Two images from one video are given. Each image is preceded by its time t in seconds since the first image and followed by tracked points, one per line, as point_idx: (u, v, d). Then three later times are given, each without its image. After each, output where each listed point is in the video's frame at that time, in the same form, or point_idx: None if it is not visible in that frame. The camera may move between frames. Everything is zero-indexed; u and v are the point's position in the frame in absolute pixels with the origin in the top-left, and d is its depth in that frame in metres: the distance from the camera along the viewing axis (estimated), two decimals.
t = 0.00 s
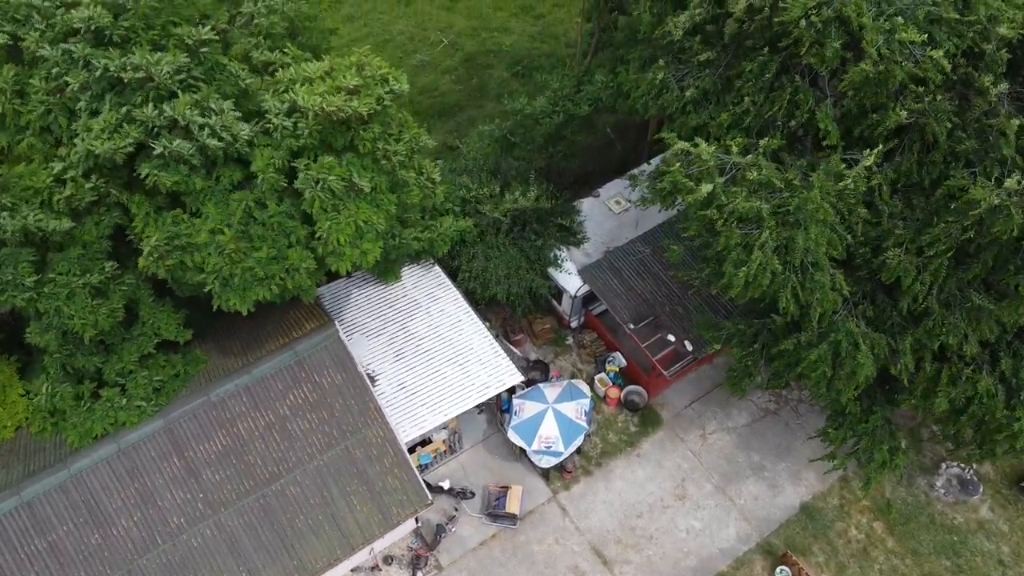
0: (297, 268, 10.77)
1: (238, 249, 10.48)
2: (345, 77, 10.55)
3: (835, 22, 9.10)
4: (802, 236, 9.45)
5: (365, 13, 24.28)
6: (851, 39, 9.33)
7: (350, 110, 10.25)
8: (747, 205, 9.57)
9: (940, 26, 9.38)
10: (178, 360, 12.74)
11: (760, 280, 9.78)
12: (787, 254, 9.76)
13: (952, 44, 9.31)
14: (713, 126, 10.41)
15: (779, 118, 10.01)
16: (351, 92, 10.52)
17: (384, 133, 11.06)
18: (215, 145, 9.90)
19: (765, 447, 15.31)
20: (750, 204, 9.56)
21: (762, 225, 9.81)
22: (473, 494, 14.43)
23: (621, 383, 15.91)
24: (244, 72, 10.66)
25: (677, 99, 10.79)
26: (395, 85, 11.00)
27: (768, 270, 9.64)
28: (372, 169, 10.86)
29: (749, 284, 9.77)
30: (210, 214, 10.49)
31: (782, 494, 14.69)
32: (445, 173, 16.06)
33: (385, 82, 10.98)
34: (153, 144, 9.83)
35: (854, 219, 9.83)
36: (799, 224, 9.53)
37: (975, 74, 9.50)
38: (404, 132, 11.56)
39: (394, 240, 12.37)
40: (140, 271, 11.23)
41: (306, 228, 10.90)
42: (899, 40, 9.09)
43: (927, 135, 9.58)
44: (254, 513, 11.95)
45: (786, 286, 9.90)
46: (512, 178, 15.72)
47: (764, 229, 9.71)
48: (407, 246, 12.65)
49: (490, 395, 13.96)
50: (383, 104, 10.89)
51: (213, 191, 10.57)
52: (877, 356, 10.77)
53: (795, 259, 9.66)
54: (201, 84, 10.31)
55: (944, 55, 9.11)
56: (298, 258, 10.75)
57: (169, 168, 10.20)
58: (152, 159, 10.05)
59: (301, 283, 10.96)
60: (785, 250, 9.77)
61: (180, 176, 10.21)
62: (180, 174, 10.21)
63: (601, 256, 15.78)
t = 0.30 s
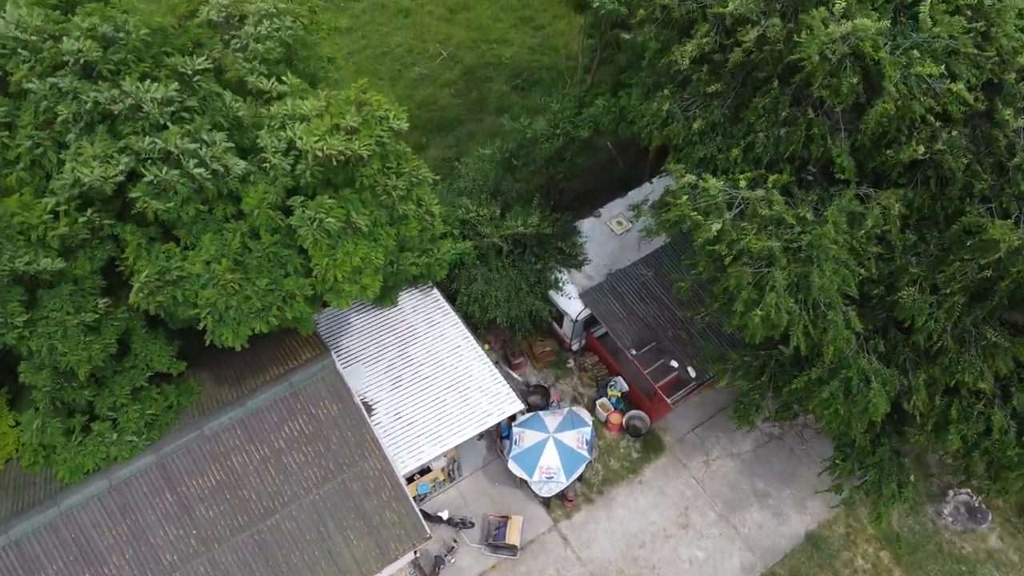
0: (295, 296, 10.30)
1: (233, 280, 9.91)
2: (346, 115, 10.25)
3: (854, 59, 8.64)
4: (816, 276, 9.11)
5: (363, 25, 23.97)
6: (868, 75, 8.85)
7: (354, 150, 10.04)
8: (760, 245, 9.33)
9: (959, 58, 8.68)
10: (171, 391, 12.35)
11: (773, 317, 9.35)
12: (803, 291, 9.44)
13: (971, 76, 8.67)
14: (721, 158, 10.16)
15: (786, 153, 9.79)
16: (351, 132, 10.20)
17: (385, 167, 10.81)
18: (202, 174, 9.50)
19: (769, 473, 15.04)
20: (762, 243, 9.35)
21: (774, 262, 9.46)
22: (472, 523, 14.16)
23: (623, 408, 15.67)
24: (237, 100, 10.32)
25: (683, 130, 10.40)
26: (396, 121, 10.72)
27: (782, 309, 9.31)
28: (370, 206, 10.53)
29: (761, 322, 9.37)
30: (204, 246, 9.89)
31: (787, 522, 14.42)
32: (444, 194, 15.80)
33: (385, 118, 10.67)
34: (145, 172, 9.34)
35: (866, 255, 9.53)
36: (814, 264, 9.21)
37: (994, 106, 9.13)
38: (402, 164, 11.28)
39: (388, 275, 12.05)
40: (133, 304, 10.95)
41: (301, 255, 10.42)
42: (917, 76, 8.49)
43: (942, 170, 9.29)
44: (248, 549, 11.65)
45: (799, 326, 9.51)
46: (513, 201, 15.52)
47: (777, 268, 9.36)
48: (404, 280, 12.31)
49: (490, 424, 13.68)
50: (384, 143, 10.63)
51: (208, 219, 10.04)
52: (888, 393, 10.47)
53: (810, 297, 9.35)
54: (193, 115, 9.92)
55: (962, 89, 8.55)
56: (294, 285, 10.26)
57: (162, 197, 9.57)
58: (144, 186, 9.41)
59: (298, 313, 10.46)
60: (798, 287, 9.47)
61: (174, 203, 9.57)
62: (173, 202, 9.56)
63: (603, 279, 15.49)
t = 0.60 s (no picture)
0: (290, 331, 9.71)
1: (226, 320, 9.38)
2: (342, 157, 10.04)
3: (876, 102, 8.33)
4: (835, 324, 8.84)
5: (361, 37, 23.61)
6: (888, 113, 8.50)
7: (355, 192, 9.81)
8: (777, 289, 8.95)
9: (984, 98, 8.23)
10: (162, 429, 11.88)
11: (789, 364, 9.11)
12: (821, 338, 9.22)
13: (996, 114, 8.20)
14: (732, 196, 9.90)
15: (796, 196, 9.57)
16: (347, 173, 9.97)
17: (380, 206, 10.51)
18: (190, 206, 9.01)
19: (776, 505, 14.69)
20: (779, 288, 9.03)
21: (789, 307, 9.23)
22: (472, 559, 13.79)
23: (626, 438, 15.33)
24: (226, 132, 9.79)
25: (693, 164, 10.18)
26: (392, 167, 10.64)
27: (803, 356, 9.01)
28: (371, 245, 10.28)
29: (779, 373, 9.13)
30: (193, 286, 9.36)
31: (795, 556, 14.06)
32: (444, 219, 15.46)
33: (380, 162, 10.53)
34: (135, 212, 8.88)
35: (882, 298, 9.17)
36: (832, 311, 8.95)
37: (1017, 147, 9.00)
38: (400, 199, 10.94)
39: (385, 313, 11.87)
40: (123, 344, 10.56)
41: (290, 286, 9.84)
42: (938, 117, 8.15)
43: (962, 212, 8.93)
44: None
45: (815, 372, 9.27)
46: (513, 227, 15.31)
47: (793, 314, 9.11)
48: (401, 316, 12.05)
49: (490, 458, 13.35)
50: (379, 186, 10.36)
51: (199, 261, 9.54)
52: (903, 436, 10.11)
53: (830, 342, 9.05)
54: (182, 150, 9.52)
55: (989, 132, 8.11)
56: (286, 318, 9.68)
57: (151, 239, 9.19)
58: (134, 229, 9.05)
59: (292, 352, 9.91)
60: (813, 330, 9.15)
61: (165, 243, 9.17)
62: (164, 243, 9.16)
63: (606, 306, 15.15)
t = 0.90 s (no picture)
0: (282, 378, 9.25)
1: (213, 370, 8.88)
2: (330, 201, 9.56)
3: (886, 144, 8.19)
4: (856, 375, 8.71)
5: (358, 52, 23.19)
6: (915, 156, 8.36)
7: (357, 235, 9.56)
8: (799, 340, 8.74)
9: (1011, 146, 8.05)
10: (151, 471, 11.46)
11: (808, 414, 8.97)
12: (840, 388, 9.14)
13: None
14: (745, 237, 9.56)
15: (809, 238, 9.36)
16: (337, 218, 9.52)
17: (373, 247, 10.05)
18: (184, 251, 8.63)
19: (786, 541, 14.25)
20: (800, 339, 8.79)
21: (807, 360, 9.16)
22: None
23: (630, 472, 14.87)
24: (214, 171, 9.47)
25: (702, 206, 9.90)
26: (387, 211, 10.20)
27: (820, 408, 8.95)
28: (366, 289, 9.87)
29: (798, 426, 8.96)
30: (179, 334, 8.91)
31: None
32: (443, 246, 15.07)
33: (374, 206, 10.15)
34: (124, 260, 8.47)
35: (903, 347, 8.78)
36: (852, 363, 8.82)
37: None
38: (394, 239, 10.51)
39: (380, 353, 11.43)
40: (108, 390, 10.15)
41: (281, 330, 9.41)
42: (965, 164, 7.96)
43: (987, 257, 8.55)
44: None
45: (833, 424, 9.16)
46: (514, 255, 14.92)
47: (813, 366, 8.97)
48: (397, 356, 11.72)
49: (491, 497, 12.93)
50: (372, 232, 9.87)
51: (186, 307, 9.10)
52: (923, 486, 9.67)
53: (851, 395, 8.97)
54: (167, 192, 9.14)
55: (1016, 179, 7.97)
56: (278, 368, 9.24)
57: (138, 286, 8.82)
58: (119, 278, 8.70)
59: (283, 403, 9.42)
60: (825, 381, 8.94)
61: (153, 291, 8.78)
62: (151, 291, 8.76)
63: (609, 335, 14.68)
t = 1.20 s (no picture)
0: (268, 417, 8.69)
1: (193, 410, 8.31)
2: (312, 223, 8.91)
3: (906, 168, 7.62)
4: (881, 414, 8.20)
5: (355, 57, 22.64)
6: (945, 181, 7.89)
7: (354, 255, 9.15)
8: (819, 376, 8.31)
9: None
10: (133, 503, 10.94)
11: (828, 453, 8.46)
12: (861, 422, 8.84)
13: None
14: (760, 263, 9.05)
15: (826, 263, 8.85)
16: (319, 242, 8.84)
17: (362, 273, 9.52)
18: (162, 286, 8.12)
19: (797, 569, 13.71)
20: (822, 374, 8.32)
21: (826, 396, 8.74)
22: None
23: (635, 496, 14.31)
24: (196, 194, 8.99)
25: (713, 228, 9.43)
26: (376, 229, 9.44)
27: (841, 448, 8.53)
28: (357, 316, 9.25)
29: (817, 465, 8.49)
30: (160, 367, 8.36)
31: None
32: (442, 263, 14.61)
33: (363, 223, 9.37)
34: (100, 292, 7.92)
35: (930, 381, 8.29)
36: (877, 400, 8.37)
37: None
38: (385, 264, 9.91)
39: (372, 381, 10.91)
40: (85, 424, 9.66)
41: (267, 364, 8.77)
42: (998, 192, 7.49)
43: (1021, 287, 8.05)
44: None
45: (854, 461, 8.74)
46: (514, 271, 14.39)
47: (833, 402, 8.54)
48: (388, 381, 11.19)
49: (490, 527, 12.40)
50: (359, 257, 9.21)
51: (166, 335, 8.56)
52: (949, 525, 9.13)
53: (873, 433, 8.67)
54: (146, 217, 8.62)
55: None
56: (262, 408, 8.66)
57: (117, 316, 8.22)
58: (96, 307, 8.13)
59: (269, 440, 8.87)
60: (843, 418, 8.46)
61: (134, 321, 8.19)
62: (131, 320, 8.17)
63: (613, 355, 14.16)
